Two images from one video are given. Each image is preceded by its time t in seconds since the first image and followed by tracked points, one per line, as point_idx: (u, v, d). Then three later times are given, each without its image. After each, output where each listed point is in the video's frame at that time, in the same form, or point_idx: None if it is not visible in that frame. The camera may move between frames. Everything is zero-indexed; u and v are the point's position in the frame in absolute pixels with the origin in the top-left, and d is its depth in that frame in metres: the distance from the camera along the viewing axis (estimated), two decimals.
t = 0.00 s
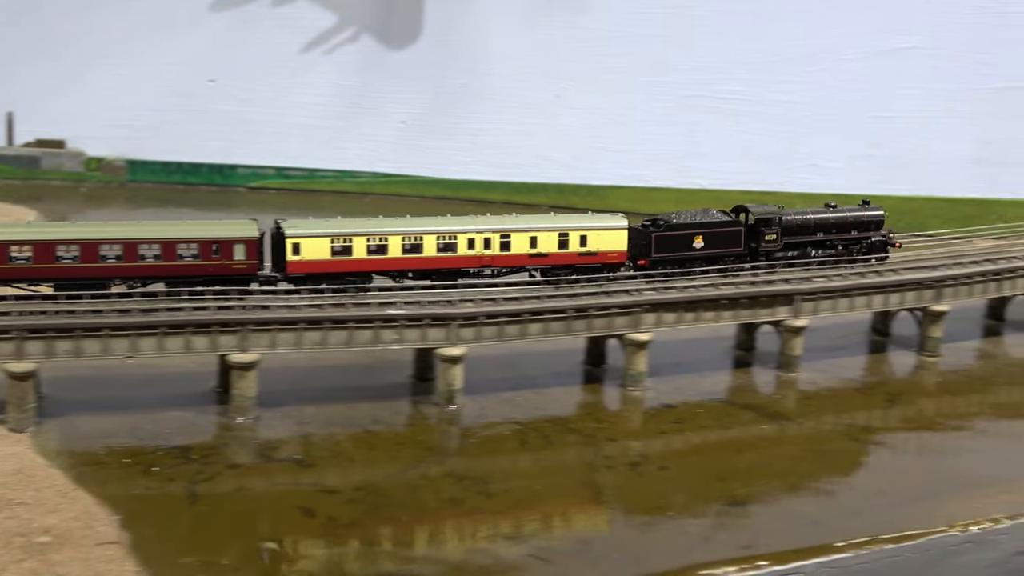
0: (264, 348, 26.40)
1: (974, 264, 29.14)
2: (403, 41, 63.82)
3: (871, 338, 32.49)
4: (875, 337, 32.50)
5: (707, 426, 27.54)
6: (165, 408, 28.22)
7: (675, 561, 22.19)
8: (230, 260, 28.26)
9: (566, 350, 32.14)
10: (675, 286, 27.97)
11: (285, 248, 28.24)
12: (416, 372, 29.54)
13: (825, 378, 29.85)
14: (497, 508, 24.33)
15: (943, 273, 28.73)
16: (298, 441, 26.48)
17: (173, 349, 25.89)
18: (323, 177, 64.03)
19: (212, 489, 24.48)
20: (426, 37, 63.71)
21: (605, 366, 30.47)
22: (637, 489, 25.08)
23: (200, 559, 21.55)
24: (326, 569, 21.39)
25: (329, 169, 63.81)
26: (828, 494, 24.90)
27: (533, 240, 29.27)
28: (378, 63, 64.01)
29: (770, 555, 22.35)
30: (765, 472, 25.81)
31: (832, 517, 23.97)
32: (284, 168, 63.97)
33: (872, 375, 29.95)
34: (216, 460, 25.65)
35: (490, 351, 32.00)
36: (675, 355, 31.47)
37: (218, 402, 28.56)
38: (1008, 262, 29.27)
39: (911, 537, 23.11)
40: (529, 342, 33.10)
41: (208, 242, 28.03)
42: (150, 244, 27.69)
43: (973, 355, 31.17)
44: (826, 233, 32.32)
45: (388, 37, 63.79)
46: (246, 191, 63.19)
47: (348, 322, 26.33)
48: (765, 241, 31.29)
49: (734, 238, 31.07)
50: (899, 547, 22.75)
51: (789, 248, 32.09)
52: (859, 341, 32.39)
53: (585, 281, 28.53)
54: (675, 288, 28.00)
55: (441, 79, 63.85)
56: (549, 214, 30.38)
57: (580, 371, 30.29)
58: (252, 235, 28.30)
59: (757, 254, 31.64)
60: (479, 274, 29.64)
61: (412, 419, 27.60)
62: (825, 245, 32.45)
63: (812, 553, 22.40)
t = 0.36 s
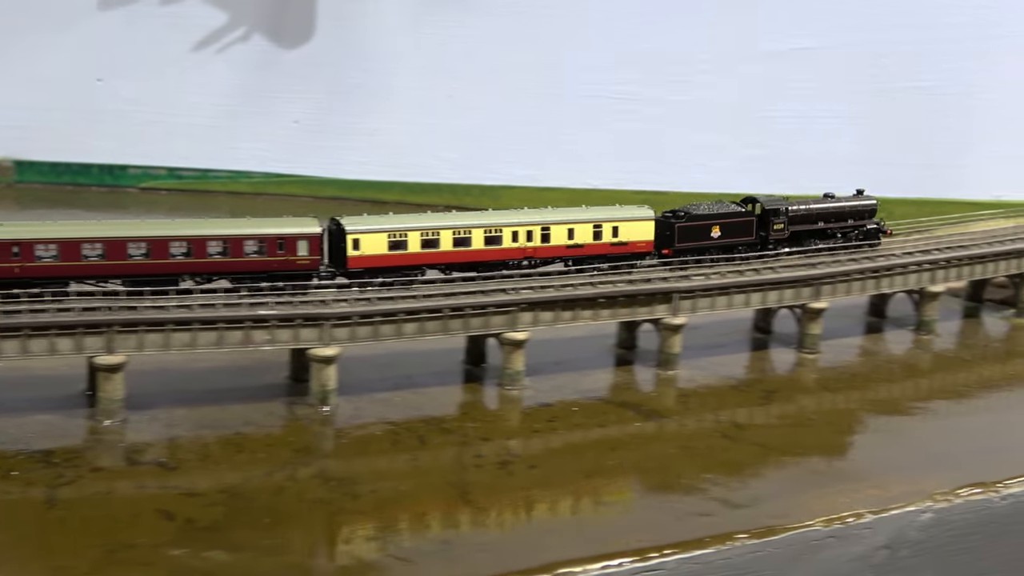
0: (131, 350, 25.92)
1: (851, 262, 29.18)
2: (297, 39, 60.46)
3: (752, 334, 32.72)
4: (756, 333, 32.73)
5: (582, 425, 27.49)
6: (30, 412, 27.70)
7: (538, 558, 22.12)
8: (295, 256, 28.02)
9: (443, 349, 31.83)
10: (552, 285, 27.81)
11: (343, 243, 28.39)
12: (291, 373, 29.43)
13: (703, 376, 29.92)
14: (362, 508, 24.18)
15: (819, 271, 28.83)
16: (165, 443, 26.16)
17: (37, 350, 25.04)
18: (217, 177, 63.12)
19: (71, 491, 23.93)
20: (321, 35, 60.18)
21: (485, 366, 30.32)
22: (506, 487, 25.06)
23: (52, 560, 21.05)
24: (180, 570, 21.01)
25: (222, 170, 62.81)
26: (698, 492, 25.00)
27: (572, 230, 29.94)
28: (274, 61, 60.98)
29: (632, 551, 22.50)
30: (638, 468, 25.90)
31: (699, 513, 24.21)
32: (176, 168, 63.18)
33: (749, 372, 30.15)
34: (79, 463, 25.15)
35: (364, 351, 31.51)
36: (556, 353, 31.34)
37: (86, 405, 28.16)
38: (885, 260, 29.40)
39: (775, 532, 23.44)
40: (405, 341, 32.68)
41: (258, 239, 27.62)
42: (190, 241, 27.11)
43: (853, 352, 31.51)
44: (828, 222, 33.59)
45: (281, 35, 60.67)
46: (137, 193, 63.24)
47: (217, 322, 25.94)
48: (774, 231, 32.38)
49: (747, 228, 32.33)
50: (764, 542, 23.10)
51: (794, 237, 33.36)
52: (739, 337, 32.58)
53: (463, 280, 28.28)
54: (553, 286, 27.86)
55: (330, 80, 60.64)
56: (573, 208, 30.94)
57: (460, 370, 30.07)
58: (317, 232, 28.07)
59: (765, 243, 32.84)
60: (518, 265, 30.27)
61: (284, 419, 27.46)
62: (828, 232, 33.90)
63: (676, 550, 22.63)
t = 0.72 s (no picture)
0: (16, 355, 24.88)
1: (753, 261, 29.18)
2: (203, 41, 54.12)
3: (657, 335, 32.53)
4: (661, 333, 32.54)
5: (478, 427, 27.24)
6: None
7: (423, 563, 21.87)
8: (368, 250, 29.22)
9: (342, 351, 31.32)
10: (450, 285, 27.59)
11: (410, 236, 29.88)
12: (186, 378, 29.03)
13: (605, 376, 29.75)
14: (250, 512, 23.77)
15: (721, 270, 28.80)
16: (49, 450, 25.59)
17: None
18: (123, 179, 56.36)
19: None
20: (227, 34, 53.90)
21: (385, 367, 29.89)
22: (397, 490, 24.78)
23: None
24: None
25: (129, 171, 56.07)
26: (593, 493, 24.88)
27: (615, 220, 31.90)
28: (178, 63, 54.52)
29: (522, 552, 22.33)
30: (533, 469, 25.72)
31: (592, 513, 24.07)
32: (81, 169, 56.22)
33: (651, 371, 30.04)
34: None
35: (260, 355, 30.87)
36: (457, 354, 30.97)
37: None
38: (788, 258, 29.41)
39: (667, 531, 23.33)
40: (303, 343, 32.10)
41: (329, 235, 28.68)
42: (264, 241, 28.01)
43: (756, 352, 31.45)
44: (833, 210, 36.20)
45: (187, 36, 54.15)
46: (41, 196, 55.96)
47: (106, 326, 25.16)
48: (789, 219, 34.89)
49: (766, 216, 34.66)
50: (655, 542, 23.00)
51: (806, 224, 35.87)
52: (643, 337, 32.38)
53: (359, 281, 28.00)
54: (451, 287, 27.57)
55: (230, 81, 54.38)
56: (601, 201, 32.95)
57: (360, 373, 29.62)
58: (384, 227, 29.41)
59: (781, 230, 35.34)
60: (562, 255, 32.06)
61: (175, 424, 27.03)
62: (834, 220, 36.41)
63: (565, 551, 22.48)
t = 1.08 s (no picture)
0: None
1: (665, 259, 29.03)
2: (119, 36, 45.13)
3: (569, 333, 32.33)
4: (573, 332, 32.35)
5: (383, 430, 26.82)
6: None
7: (316, 569, 21.37)
8: (428, 240, 29.44)
9: (248, 354, 30.78)
10: (356, 285, 27.12)
11: (466, 227, 30.00)
12: (83, 382, 28.34)
13: (516, 376, 29.49)
14: (143, 517, 23.10)
15: (632, 269, 28.63)
16: None
17: None
18: (32, 179, 44.95)
19: None
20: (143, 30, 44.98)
21: (290, 369, 29.40)
22: (295, 494, 24.26)
23: None
24: None
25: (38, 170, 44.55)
26: (495, 495, 24.52)
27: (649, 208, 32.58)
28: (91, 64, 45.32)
29: (417, 557, 21.91)
30: (436, 471, 25.34)
31: (492, 516, 23.70)
32: None
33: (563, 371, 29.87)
34: None
35: (161, 358, 30.21)
36: (363, 355, 30.54)
37: None
38: (700, 257, 29.45)
39: (567, 533, 22.95)
40: (210, 346, 31.49)
41: (390, 229, 28.69)
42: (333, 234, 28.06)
43: (669, 350, 31.39)
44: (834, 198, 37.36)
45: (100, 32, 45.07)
46: None
47: None
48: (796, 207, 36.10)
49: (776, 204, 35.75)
50: (555, 544, 22.60)
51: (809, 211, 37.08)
52: (555, 337, 32.14)
53: (262, 281, 27.31)
54: (356, 288, 27.11)
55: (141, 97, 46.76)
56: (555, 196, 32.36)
57: (264, 375, 29.12)
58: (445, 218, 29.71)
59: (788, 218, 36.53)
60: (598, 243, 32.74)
61: (68, 429, 26.29)
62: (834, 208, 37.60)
63: (464, 554, 22.07)
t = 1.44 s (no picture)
0: None
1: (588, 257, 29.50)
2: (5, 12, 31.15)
3: (494, 332, 32.14)
4: (498, 331, 32.16)
5: (299, 432, 26.43)
6: None
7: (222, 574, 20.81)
8: (484, 228, 30.40)
9: (164, 355, 30.13)
10: (273, 284, 26.67)
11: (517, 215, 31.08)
12: None
13: (438, 376, 29.25)
14: (44, 523, 22.33)
15: (554, 266, 28.95)
16: None
17: None
18: None
19: None
20: None
21: (207, 370, 28.93)
22: (207, 497, 23.74)
23: None
24: None
25: None
26: (412, 495, 24.15)
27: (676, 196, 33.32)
28: None
29: (329, 558, 21.48)
30: (351, 473, 24.93)
31: (407, 517, 23.29)
32: None
33: (485, 371, 29.70)
34: None
35: (73, 360, 29.54)
36: (282, 356, 30.11)
37: None
38: (623, 254, 29.99)
39: (483, 532, 22.62)
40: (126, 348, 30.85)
41: (449, 217, 29.78)
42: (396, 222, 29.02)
43: (594, 348, 31.35)
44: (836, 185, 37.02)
45: None
46: None
47: None
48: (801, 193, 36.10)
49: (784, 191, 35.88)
50: (470, 543, 22.27)
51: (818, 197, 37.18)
52: (480, 336, 31.92)
53: (175, 279, 26.73)
54: (273, 287, 26.71)
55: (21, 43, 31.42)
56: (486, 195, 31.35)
57: (180, 377, 28.63)
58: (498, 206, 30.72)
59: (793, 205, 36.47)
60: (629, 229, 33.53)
61: None
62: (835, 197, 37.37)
63: (376, 555, 21.65)
